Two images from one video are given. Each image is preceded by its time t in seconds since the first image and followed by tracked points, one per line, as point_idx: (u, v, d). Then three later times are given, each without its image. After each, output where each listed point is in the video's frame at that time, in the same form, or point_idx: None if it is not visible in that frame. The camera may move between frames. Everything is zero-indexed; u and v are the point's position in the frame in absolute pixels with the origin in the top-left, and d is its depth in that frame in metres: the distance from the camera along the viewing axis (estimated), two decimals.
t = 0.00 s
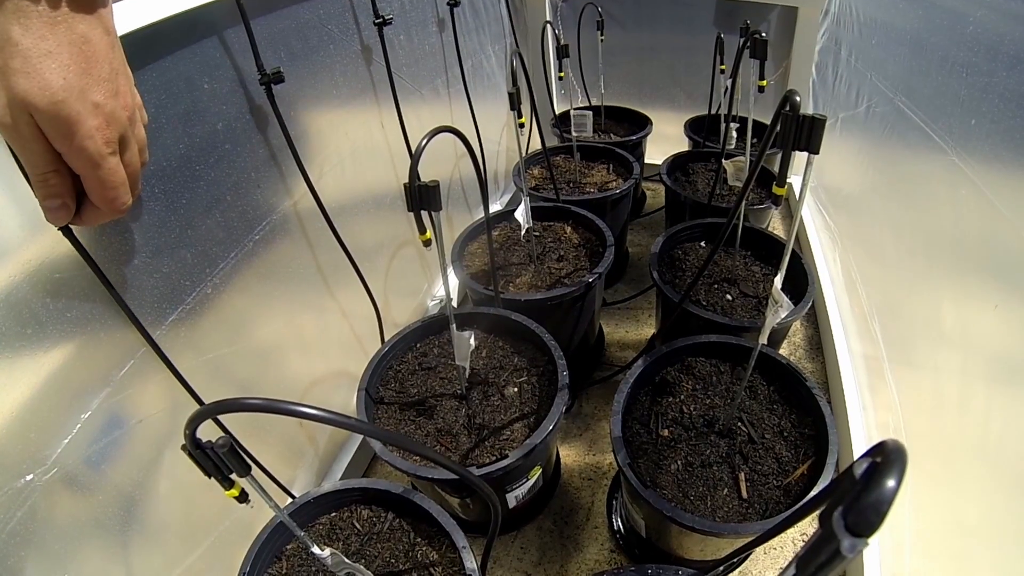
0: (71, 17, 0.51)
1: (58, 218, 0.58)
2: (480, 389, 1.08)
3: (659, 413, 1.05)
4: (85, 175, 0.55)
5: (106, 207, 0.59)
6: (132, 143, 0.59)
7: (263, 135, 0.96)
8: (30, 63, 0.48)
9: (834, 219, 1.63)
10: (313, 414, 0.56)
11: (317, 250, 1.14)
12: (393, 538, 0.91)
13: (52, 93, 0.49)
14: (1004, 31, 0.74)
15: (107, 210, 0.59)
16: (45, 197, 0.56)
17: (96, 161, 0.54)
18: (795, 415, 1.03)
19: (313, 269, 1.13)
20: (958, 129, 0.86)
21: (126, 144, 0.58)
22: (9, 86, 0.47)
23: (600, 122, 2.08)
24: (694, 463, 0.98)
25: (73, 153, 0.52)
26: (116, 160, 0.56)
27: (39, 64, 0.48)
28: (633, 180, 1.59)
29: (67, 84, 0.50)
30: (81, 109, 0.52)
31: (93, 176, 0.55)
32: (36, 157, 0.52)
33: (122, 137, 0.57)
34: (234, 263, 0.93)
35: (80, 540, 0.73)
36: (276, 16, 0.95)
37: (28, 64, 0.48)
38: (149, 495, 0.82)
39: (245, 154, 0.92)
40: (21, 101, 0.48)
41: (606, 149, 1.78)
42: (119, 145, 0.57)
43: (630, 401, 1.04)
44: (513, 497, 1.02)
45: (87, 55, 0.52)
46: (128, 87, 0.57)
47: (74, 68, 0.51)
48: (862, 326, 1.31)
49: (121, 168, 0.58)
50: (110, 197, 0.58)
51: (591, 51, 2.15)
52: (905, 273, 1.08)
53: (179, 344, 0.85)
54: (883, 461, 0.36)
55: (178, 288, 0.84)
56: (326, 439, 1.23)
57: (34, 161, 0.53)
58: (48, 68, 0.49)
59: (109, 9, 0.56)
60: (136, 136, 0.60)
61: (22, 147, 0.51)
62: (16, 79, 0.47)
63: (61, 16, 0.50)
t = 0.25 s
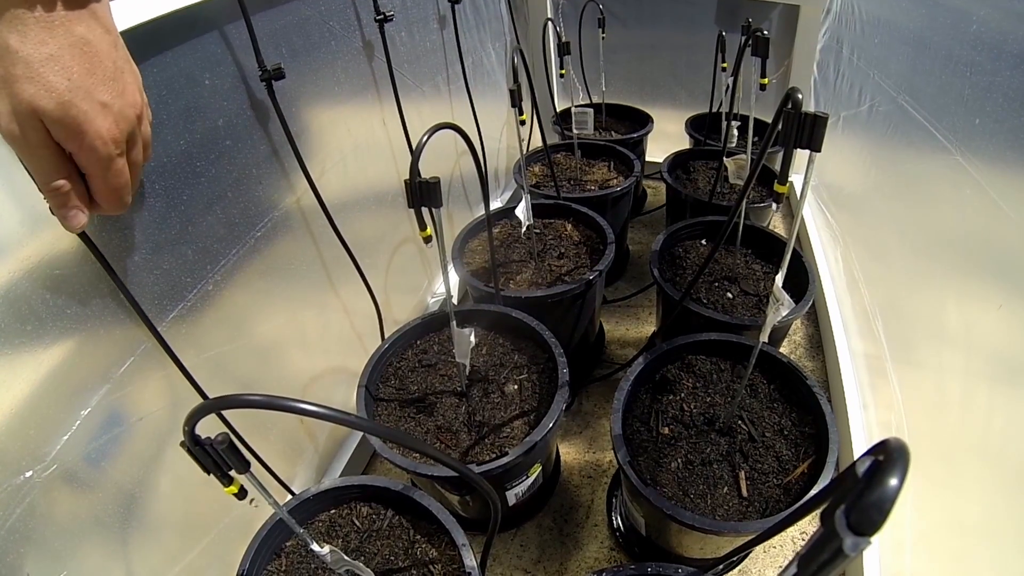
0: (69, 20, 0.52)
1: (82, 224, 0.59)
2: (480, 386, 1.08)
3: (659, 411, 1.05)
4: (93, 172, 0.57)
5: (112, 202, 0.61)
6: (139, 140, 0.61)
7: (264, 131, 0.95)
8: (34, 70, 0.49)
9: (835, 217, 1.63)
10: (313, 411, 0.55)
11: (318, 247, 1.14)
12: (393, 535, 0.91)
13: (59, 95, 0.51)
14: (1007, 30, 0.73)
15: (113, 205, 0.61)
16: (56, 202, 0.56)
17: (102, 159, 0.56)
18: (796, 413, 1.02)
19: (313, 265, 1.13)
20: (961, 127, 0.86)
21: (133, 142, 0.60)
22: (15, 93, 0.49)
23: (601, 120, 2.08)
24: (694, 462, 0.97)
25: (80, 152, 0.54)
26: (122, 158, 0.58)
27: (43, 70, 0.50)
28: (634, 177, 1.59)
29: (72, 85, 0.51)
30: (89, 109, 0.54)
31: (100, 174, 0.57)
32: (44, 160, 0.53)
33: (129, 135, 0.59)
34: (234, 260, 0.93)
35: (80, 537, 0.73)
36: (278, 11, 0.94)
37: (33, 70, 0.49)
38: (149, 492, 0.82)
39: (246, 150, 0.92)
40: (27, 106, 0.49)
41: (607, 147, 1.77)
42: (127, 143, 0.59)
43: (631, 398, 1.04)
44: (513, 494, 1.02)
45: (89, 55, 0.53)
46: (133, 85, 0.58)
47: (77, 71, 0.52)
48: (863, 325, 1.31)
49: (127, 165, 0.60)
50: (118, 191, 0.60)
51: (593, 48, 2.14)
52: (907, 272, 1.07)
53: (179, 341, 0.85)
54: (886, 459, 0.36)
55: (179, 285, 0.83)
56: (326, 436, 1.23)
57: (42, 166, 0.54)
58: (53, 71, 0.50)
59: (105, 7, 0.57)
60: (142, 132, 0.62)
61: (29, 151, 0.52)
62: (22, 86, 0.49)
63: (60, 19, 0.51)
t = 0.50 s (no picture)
0: (70, 20, 0.52)
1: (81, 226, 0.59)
2: (480, 386, 1.08)
3: (659, 411, 1.05)
4: (94, 172, 0.56)
5: (112, 200, 0.61)
6: (139, 139, 0.61)
7: (263, 131, 0.95)
8: (33, 70, 0.49)
9: (836, 217, 1.62)
10: (312, 412, 0.55)
11: (317, 247, 1.13)
12: (393, 536, 0.91)
13: (60, 95, 0.50)
14: (1008, 29, 0.73)
15: (112, 204, 0.61)
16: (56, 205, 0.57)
17: (104, 159, 0.56)
18: (796, 414, 1.02)
19: (313, 265, 1.13)
20: (962, 127, 0.86)
21: (133, 142, 0.60)
22: (14, 93, 0.49)
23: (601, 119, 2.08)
24: (694, 462, 0.97)
25: (82, 152, 0.54)
26: (123, 157, 0.58)
27: (42, 70, 0.49)
28: (634, 177, 1.59)
29: (74, 85, 0.51)
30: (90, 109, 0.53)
31: (101, 174, 0.57)
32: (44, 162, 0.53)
33: (130, 135, 0.58)
34: (233, 260, 0.93)
35: (80, 537, 0.73)
36: (277, 11, 0.94)
37: (32, 70, 0.49)
38: (149, 492, 0.82)
39: (245, 150, 0.92)
40: (28, 106, 0.49)
41: (607, 146, 1.77)
42: (127, 143, 0.58)
43: (631, 398, 1.04)
44: (513, 494, 1.02)
45: (90, 56, 0.53)
46: (135, 85, 0.58)
47: (78, 70, 0.52)
48: (864, 325, 1.31)
49: (127, 164, 0.60)
50: (118, 190, 0.60)
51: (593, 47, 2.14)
52: (907, 272, 1.07)
53: (179, 341, 0.85)
54: (889, 463, 0.36)
55: (178, 285, 0.83)
56: (325, 436, 1.22)
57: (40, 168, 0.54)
58: (54, 71, 0.50)
59: (105, 7, 0.56)
60: (143, 132, 0.62)
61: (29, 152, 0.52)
62: (21, 86, 0.49)
63: (61, 19, 0.51)
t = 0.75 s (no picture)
0: (68, 22, 0.52)
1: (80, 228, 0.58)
2: (477, 388, 1.08)
3: (656, 413, 1.05)
4: (94, 174, 0.56)
5: (110, 202, 0.60)
6: (135, 141, 0.61)
7: (259, 134, 0.95)
8: (35, 71, 0.49)
9: (834, 219, 1.62)
10: (308, 416, 0.55)
11: (314, 248, 1.13)
12: (390, 538, 0.91)
13: (61, 97, 0.50)
14: (1006, 32, 0.73)
15: (110, 206, 0.61)
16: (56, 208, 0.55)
17: (103, 160, 0.56)
18: (793, 416, 1.02)
19: (310, 267, 1.13)
20: (961, 130, 0.86)
21: (130, 143, 0.60)
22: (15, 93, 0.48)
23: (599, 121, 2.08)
24: (691, 464, 0.97)
25: (83, 154, 0.54)
26: (121, 159, 0.58)
27: (44, 71, 0.49)
28: (632, 178, 1.59)
29: (74, 87, 0.51)
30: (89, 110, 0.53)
31: (101, 176, 0.57)
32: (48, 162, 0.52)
33: (127, 137, 0.59)
34: (227, 262, 0.93)
35: (77, 539, 0.73)
36: (274, 14, 0.94)
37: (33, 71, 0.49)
38: (145, 494, 0.82)
39: (242, 152, 0.92)
40: (30, 107, 0.49)
41: (605, 148, 1.77)
42: (124, 144, 0.59)
43: (628, 400, 1.04)
44: (510, 496, 1.02)
45: (88, 57, 0.53)
46: (131, 87, 0.58)
47: (77, 72, 0.52)
48: (863, 326, 1.31)
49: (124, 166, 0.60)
50: (116, 192, 0.60)
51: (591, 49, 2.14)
52: (906, 274, 1.07)
53: (175, 343, 0.85)
54: (881, 470, 0.36)
55: (174, 287, 0.83)
56: (323, 437, 1.22)
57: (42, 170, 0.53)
58: (53, 72, 0.50)
59: (102, 8, 0.56)
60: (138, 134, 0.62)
61: (34, 152, 0.51)
62: (24, 86, 0.49)
63: (60, 20, 0.51)
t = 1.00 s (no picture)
0: (71, 18, 0.52)
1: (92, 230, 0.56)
2: (479, 386, 1.08)
3: (658, 410, 1.05)
4: (105, 167, 0.56)
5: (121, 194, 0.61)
6: (143, 132, 0.61)
7: (261, 132, 0.95)
8: (42, 68, 0.49)
9: (836, 216, 1.62)
10: (311, 413, 0.55)
11: (316, 247, 1.13)
12: (392, 536, 0.91)
13: (70, 93, 0.50)
14: (1008, 29, 0.73)
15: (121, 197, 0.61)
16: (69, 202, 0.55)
17: (114, 154, 0.56)
18: (795, 413, 1.02)
19: (312, 265, 1.12)
20: (963, 127, 0.85)
21: (139, 135, 0.60)
22: (24, 92, 0.49)
23: (601, 119, 2.07)
24: (693, 461, 0.97)
25: (93, 148, 0.54)
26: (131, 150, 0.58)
27: (50, 68, 0.49)
28: (633, 176, 1.59)
29: (82, 82, 0.51)
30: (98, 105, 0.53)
31: (112, 168, 0.57)
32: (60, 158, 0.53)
33: (136, 129, 0.59)
34: (230, 260, 0.93)
35: (79, 536, 0.73)
36: (275, 11, 0.94)
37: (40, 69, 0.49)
38: (147, 493, 0.82)
39: (244, 149, 0.92)
40: (39, 104, 0.49)
41: (606, 145, 1.77)
42: (134, 137, 0.59)
43: (630, 398, 1.04)
44: (512, 494, 1.02)
45: (93, 52, 0.53)
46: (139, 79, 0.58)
47: (84, 67, 0.52)
48: (865, 324, 1.31)
49: (134, 158, 0.60)
50: (127, 182, 0.60)
51: (592, 47, 2.14)
52: (908, 272, 1.07)
53: (177, 341, 0.85)
54: (887, 466, 0.35)
55: (176, 285, 0.83)
56: (324, 435, 1.22)
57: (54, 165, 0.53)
58: (61, 69, 0.50)
59: (104, 2, 0.56)
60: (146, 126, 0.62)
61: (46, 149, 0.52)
62: (31, 84, 0.48)
63: (62, 17, 0.51)
